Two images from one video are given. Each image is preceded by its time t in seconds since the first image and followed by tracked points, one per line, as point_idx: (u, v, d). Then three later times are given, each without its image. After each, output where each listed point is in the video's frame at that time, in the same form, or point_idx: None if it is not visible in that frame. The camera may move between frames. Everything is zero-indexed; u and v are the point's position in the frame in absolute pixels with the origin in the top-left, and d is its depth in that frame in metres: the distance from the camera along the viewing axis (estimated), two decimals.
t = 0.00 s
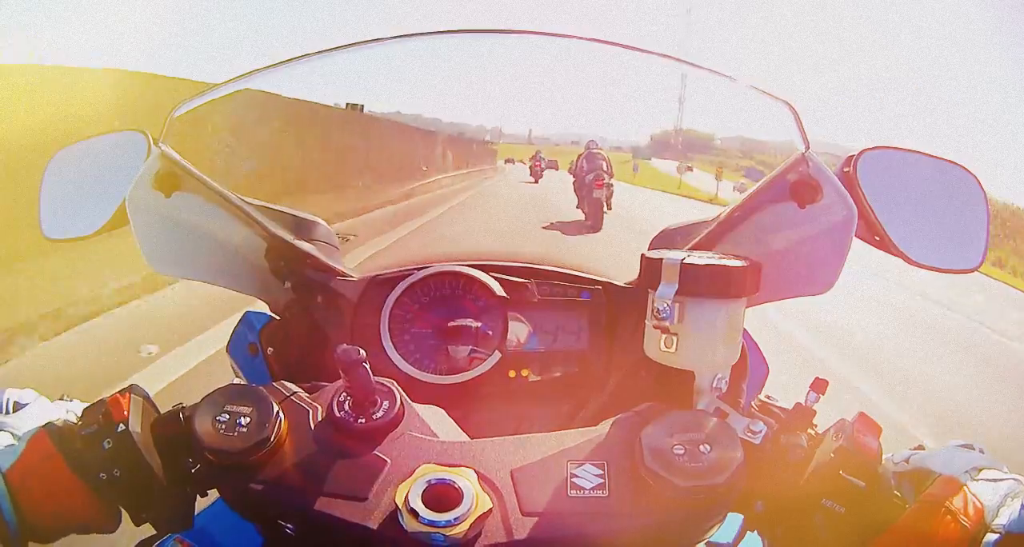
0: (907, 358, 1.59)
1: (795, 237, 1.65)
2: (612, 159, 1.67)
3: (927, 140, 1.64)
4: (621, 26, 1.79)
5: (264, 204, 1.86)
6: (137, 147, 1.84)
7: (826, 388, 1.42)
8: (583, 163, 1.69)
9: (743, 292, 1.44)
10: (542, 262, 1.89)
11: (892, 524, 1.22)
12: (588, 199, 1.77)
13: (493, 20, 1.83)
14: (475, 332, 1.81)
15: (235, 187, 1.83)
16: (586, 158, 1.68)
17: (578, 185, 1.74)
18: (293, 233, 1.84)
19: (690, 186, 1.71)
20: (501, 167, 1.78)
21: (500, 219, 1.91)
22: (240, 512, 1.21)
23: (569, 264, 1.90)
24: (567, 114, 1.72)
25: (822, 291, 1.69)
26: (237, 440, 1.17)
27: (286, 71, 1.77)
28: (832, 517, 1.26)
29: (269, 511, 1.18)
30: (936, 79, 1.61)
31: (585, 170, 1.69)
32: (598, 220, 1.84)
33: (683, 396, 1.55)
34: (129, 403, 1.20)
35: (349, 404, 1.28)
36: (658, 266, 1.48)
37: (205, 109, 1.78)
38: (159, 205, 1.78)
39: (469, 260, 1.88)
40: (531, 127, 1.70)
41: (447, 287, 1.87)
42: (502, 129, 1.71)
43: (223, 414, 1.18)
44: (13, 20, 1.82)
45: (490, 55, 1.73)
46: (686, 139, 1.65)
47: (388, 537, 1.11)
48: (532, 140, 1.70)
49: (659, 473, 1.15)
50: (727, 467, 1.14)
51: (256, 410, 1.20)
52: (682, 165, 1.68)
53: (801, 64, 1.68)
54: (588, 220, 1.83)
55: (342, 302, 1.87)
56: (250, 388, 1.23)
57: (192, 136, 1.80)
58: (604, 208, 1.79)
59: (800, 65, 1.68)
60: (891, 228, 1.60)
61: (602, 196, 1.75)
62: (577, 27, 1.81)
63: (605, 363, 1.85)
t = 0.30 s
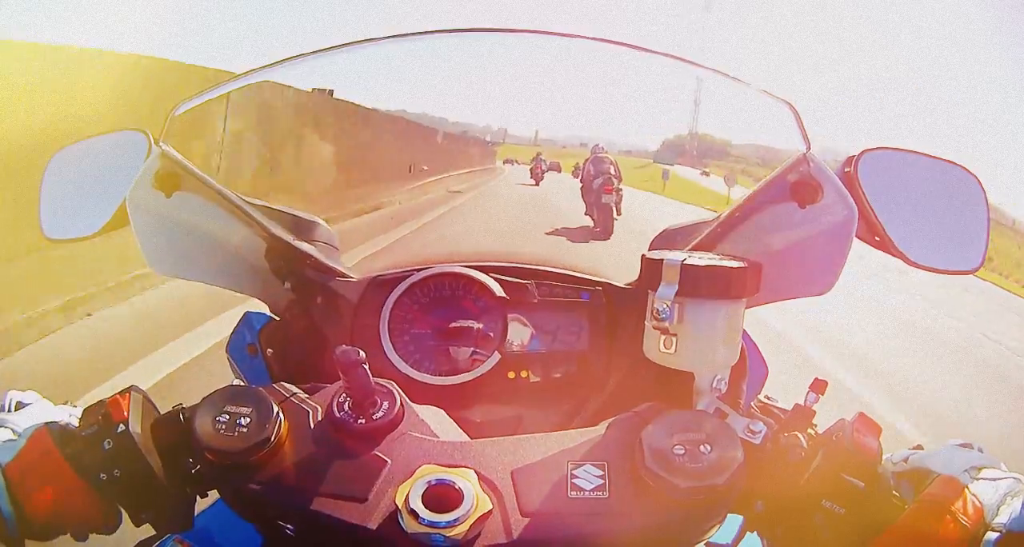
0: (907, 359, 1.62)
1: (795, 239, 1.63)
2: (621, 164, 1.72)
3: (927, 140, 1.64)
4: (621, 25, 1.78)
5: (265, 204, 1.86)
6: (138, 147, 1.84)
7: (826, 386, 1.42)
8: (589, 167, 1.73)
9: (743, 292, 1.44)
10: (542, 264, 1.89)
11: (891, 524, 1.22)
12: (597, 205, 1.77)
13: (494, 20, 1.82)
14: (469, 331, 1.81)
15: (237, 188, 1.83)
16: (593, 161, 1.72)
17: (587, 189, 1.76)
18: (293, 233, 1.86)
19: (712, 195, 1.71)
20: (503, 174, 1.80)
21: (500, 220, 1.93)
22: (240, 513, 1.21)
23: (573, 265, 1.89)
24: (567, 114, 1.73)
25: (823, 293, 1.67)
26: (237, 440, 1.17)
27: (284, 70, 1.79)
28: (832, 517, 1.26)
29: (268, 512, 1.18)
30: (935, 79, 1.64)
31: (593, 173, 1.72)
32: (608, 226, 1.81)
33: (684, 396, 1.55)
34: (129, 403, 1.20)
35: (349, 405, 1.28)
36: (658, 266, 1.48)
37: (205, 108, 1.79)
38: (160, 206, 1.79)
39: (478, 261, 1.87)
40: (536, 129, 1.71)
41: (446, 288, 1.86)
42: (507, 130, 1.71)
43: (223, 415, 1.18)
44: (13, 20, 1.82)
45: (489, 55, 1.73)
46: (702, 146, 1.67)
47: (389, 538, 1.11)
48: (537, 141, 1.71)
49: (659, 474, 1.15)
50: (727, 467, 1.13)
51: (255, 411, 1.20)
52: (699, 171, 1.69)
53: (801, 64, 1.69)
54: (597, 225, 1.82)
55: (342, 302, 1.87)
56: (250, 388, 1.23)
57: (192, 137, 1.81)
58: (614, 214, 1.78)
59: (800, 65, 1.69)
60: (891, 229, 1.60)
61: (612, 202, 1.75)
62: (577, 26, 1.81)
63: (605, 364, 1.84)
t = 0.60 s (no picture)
0: (907, 359, 1.58)
1: (794, 237, 1.68)
2: (627, 164, 1.73)
3: (927, 140, 1.61)
4: (621, 25, 1.78)
5: (266, 205, 1.87)
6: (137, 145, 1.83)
7: (825, 387, 1.42)
8: (594, 168, 1.73)
9: (742, 292, 1.45)
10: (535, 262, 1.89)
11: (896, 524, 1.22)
12: (603, 211, 1.73)
13: (493, 20, 1.81)
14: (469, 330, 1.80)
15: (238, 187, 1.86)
16: (598, 161, 1.72)
17: (591, 192, 1.74)
18: (293, 233, 1.86)
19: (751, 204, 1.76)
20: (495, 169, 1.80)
21: (499, 220, 1.95)
22: (239, 512, 1.21)
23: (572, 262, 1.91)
24: (567, 114, 1.74)
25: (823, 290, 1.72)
26: (237, 441, 1.17)
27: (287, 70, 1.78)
28: (833, 518, 1.26)
29: (268, 511, 1.18)
30: (937, 78, 1.58)
31: (598, 174, 1.72)
32: (615, 232, 1.81)
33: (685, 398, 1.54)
34: (129, 402, 1.20)
35: (349, 405, 1.28)
36: (657, 266, 1.48)
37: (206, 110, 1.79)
38: (159, 206, 1.78)
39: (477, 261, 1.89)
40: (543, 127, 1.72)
41: (447, 288, 1.86)
42: (513, 127, 1.73)
43: (222, 415, 1.18)
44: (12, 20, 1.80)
45: (489, 55, 1.75)
46: (718, 147, 1.70)
47: (388, 539, 1.11)
48: (544, 140, 1.72)
49: (658, 474, 1.16)
50: (727, 468, 1.14)
51: (255, 411, 1.20)
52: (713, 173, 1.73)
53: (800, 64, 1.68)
54: (603, 230, 1.80)
55: (342, 302, 1.88)
56: (250, 388, 1.23)
57: (190, 136, 1.82)
58: (620, 219, 1.76)
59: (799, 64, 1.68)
60: (891, 229, 1.62)
61: (618, 207, 1.72)
62: (576, 26, 1.80)
63: (604, 364, 1.85)
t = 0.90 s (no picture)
0: (907, 359, 1.59)
1: (795, 239, 1.64)
2: (633, 173, 1.71)
3: (927, 141, 1.61)
4: (621, 25, 1.82)
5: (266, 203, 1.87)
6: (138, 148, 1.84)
7: (825, 382, 1.38)
8: (598, 176, 1.72)
9: (742, 291, 1.45)
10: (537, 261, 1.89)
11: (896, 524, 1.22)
12: (606, 218, 1.75)
13: (493, 20, 1.84)
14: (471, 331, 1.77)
15: (236, 187, 1.84)
16: (603, 170, 1.72)
17: (595, 201, 1.74)
18: (293, 233, 1.85)
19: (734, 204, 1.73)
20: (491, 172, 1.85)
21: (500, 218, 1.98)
22: (240, 512, 1.21)
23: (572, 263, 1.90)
24: (567, 114, 1.74)
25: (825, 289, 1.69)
26: (237, 439, 1.17)
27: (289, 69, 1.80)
28: (832, 516, 1.26)
29: (269, 511, 1.18)
30: (934, 80, 1.61)
31: (602, 182, 1.71)
32: (618, 238, 1.81)
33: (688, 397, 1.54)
34: (129, 402, 1.20)
35: (349, 404, 1.28)
36: (657, 266, 1.48)
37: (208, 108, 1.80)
38: (160, 206, 1.78)
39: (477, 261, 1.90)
40: (550, 133, 1.72)
41: (447, 287, 1.87)
42: (518, 132, 1.73)
43: (222, 415, 1.19)
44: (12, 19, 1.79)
45: (490, 56, 1.77)
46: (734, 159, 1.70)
47: (388, 538, 1.11)
48: (551, 146, 1.72)
49: (658, 472, 1.15)
50: (727, 466, 1.13)
51: (255, 411, 1.20)
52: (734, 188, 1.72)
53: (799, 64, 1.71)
54: (604, 236, 1.81)
55: (342, 302, 1.87)
56: (251, 387, 1.23)
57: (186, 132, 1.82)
58: (624, 226, 1.78)
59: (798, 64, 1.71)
60: (891, 230, 1.60)
61: (622, 214, 1.73)
62: (577, 26, 1.82)
63: (604, 364, 1.84)
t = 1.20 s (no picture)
0: (907, 359, 1.55)
1: (795, 238, 1.70)
2: (634, 185, 1.71)
3: (927, 141, 1.59)
4: (621, 26, 1.80)
5: (265, 204, 1.86)
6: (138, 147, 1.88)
7: (826, 386, 1.42)
8: (601, 187, 1.71)
9: (742, 291, 1.44)
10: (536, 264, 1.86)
11: (896, 524, 1.23)
12: (607, 227, 1.76)
13: (492, 20, 1.85)
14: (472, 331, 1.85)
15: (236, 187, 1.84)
16: (607, 181, 1.71)
17: (597, 209, 1.74)
18: (293, 233, 1.86)
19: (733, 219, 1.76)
20: (488, 176, 1.77)
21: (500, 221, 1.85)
22: (240, 512, 1.22)
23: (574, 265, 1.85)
24: (567, 114, 1.75)
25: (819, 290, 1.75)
26: (237, 440, 1.17)
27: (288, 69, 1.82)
28: (832, 518, 1.26)
29: (268, 511, 1.18)
30: (937, 76, 1.54)
31: (605, 193, 1.71)
32: (620, 254, 1.79)
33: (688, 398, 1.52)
34: (129, 402, 1.20)
35: (349, 406, 1.28)
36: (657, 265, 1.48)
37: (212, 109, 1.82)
38: (160, 206, 1.79)
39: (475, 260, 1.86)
40: (560, 143, 1.73)
41: (446, 286, 1.88)
42: (527, 140, 1.73)
43: (222, 415, 1.19)
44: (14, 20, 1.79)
45: (489, 59, 1.79)
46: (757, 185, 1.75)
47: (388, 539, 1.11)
48: (560, 156, 1.73)
49: (657, 473, 1.15)
50: (726, 467, 1.13)
51: (255, 413, 1.20)
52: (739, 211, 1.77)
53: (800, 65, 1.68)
54: (606, 249, 1.80)
55: (342, 302, 1.88)
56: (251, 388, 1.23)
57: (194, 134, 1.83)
58: (626, 237, 1.78)
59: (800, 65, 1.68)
60: (891, 230, 1.64)
61: (623, 226, 1.75)
62: (577, 27, 1.82)
63: (604, 364, 1.87)
